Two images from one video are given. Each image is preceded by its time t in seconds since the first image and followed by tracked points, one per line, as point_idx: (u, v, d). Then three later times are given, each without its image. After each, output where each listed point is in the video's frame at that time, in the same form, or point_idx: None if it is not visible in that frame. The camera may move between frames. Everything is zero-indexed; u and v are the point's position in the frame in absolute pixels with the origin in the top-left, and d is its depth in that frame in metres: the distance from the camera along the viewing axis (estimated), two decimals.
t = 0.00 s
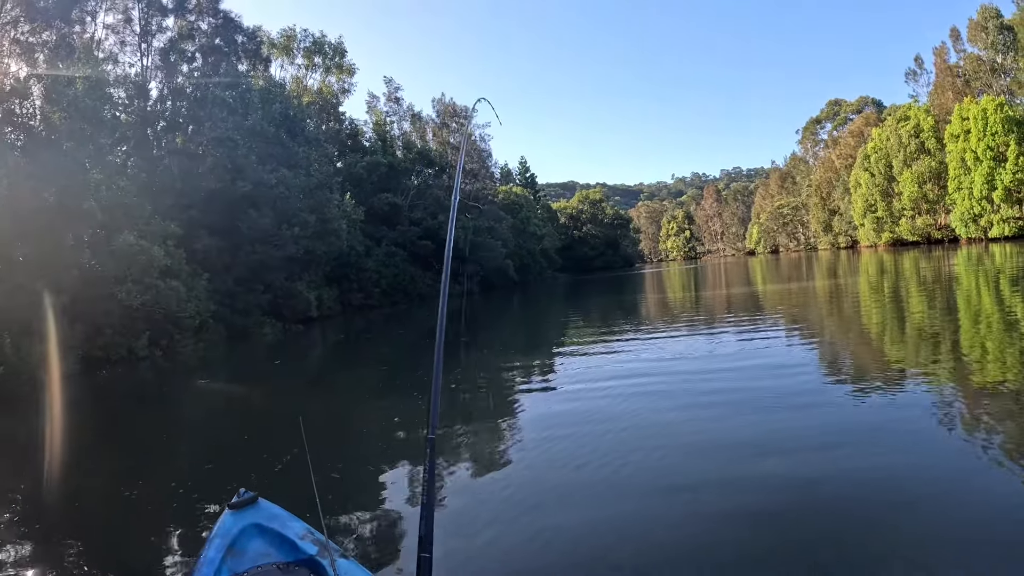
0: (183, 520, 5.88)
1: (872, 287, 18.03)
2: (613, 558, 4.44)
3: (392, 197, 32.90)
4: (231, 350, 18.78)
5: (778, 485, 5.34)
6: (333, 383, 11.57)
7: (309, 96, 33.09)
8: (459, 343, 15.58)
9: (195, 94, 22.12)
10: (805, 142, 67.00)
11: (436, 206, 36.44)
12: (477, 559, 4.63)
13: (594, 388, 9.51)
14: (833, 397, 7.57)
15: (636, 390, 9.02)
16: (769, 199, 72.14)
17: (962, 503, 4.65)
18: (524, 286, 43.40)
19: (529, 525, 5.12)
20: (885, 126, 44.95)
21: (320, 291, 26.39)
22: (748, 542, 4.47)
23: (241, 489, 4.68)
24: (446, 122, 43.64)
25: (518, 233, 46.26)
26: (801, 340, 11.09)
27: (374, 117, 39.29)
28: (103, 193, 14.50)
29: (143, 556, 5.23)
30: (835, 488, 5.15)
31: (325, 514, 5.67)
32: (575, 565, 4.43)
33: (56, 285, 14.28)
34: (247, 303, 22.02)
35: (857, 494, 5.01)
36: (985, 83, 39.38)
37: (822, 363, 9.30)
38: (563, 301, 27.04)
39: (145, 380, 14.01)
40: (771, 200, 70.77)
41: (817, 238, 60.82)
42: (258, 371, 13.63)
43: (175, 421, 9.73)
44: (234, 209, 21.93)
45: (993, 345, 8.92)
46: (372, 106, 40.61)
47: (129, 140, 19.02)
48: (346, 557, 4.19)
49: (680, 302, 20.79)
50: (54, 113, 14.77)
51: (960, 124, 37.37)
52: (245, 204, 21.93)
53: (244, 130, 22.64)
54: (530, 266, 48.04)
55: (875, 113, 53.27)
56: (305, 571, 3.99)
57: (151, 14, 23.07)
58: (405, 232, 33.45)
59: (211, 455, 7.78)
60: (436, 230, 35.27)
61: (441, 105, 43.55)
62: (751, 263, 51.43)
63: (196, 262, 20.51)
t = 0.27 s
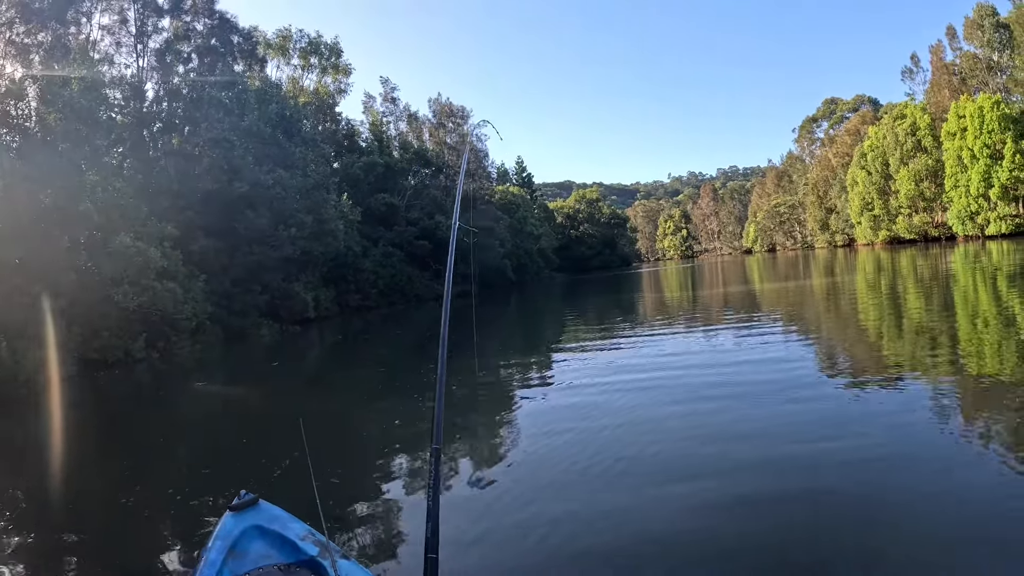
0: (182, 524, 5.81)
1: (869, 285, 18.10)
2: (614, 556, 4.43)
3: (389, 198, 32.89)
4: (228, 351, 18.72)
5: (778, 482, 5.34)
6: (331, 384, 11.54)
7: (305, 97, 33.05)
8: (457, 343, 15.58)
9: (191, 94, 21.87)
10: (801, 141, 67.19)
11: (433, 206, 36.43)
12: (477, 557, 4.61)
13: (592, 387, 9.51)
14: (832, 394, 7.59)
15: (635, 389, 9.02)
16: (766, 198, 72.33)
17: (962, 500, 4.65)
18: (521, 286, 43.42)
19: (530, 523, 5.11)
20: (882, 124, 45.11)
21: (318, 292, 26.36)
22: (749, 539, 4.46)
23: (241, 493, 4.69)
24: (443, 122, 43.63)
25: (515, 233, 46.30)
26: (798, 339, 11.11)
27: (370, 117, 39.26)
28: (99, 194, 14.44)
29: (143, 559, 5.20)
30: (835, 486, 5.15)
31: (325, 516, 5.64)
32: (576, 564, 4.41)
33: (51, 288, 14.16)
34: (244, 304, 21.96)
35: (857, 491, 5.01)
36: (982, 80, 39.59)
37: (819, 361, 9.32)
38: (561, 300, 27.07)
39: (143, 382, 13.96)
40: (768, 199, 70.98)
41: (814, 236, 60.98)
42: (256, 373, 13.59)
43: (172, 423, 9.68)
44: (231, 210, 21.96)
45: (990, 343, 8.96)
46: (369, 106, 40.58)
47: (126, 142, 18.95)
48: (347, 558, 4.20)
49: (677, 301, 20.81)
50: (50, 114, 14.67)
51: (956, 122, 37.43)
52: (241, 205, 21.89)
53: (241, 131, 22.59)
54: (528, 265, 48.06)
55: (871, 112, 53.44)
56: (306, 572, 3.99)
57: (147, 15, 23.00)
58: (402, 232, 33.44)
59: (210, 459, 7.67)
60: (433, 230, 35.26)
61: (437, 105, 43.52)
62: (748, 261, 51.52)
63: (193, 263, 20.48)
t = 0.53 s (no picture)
0: (178, 532, 5.71)
1: (864, 282, 18.22)
2: (616, 560, 4.39)
3: (382, 198, 32.83)
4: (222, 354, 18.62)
5: (777, 482, 5.32)
6: (326, 386, 11.49)
7: (298, 97, 32.95)
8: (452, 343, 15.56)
9: (183, 95, 21.64)
10: (794, 139, 67.48)
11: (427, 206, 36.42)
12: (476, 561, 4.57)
13: (589, 387, 9.52)
14: (828, 392, 7.60)
15: (631, 388, 9.02)
16: (759, 195, 72.65)
17: (963, 499, 4.64)
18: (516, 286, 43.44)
19: (529, 525, 5.07)
20: (874, 121, 45.38)
21: (312, 292, 26.26)
22: (750, 541, 4.44)
23: (238, 493, 4.68)
24: (436, 121, 43.59)
25: (509, 232, 46.31)
26: (794, 336, 11.14)
27: (363, 117, 39.19)
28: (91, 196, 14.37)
29: (137, 564, 5.15)
30: (835, 485, 5.13)
31: (322, 521, 5.57)
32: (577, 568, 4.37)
33: (44, 292, 14.16)
34: (238, 307, 21.83)
35: (857, 490, 4.99)
36: (974, 77, 39.88)
37: (814, 358, 9.36)
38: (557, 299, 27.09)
39: (136, 386, 13.87)
40: (761, 197, 71.30)
41: (807, 233, 61.27)
42: (250, 376, 13.50)
43: (165, 427, 9.61)
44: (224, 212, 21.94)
45: (985, 338, 9.00)
46: (362, 107, 40.50)
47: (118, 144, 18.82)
48: (344, 559, 4.16)
49: (671, 299, 20.88)
50: (41, 116, 14.47)
51: (949, 118, 37.77)
52: (234, 206, 21.80)
53: (233, 132, 22.49)
54: (522, 265, 48.08)
55: (863, 109, 53.75)
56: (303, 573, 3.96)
57: (138, 15, 22.84)
58: (395, 232, 33.36)
59: (206, 465, 7.55)
60: (426, 230, 35.20)
61: (430, 104, 43.44)
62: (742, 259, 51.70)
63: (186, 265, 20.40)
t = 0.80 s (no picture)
0: (175, 537, 5.64)
1: (858, 280, 18.30)
2: (615, 560, 4.35)
3: (377, 198, 32.78)
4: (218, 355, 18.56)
5: (777, 480, 5.30)
6: (322, 386, 11.46)
7: (293, 97, 32.87)
8: (448, 343, 15.55)
9: (177, 95, 21.52)
10: (789, 137, 67.72)
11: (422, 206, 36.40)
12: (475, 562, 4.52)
13: (585, 385, 9.51)
14: (824, 389, 7.62)
15: (628, 386, 9.03)
16: (754, 194, 72.88)
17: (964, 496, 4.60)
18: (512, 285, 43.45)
19: (530, 525, 5.02)
20: (869, 120, 45.57)
21: (307, 293, 26.20)
22: (749, 540, 4.40)
23: (236, 493, 4.64)
24: (431, 121, 43.55)
25: (505, 232, 46.33)
26: (790, 334, 11.15)
27: (358, 117, 39.13)
28: (86, 197, 14.45)
29: (133, 568, 5.12)
30: (835, 482, 5.10)
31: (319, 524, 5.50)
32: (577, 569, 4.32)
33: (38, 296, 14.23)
34: (233, 307, 21.72)
35: (858, 488, 4.96)
36: (968, 75, 40.14)
37: (810, 356, 9.38)
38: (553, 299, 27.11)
39: (132, 388, 13.81)
40: (756, 195, 71.54)
41: (802, 231, 61.48)
42: (246, 377, 13.45)
43: (161, 430, 9.57)
44: (219, 213, 21.92)
45: (980, 335, 9.03)
46: (357, 106, 40.43)
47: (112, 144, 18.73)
48: (342, 559, 4.15)
49: (667, 298, 20.93)
50: (34, 117, 14.23)
51: (944, 116, 37.98)
52: (229, 206, 21.72)
53: (228, 132, 22.42)
54: (518, 264, 48.10)
55: (858, 108, 53.97)
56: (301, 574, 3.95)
57: (133, 16, 22.75)
58: (391, 232, 33.31)
59: (203, 469, 7.46)
60: (422, 230, 35.15)
61: (425, 104, 43.41)
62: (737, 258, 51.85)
63: (181, 265, 20.38)
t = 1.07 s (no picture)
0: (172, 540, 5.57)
1: (854, 278, 18.35)
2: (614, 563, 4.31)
3: (372, 198, 32.69)
4: (213, 357, 18.45)
5: (776, 481, 5.28)
6: (318, 388, 11.39)
7: (287, 97, 32.74)
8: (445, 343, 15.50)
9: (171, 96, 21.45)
10: (783, 136, 68.02)
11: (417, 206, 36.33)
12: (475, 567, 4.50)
13: (582, 385, 9.49)
14: (822, 389, 7.61)
15: (625, 386, 9.00)
16: (748, 193, 73.10)
17: (962, 497, 4.58)
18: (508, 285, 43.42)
19: (531, 529, 4.99)
20: (863, 118, 45.77)
21: (302, 294, 26.09)
22: (748, 542, 4.38)
23: (235, 495, 4.66)
24: (425, 121, 43.48)
25: (500, 231, 46.32)
26: (785, 333, 11.17)
27: (352, 117, 39.04)
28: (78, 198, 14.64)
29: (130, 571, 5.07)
30: (835, 485, 5.06)
31: (315, 527, 5.46)
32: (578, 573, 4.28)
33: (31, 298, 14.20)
34: (228, 309, 21.60)
35: (858, 489, 4.94)
36: (962, 73, 40.38)
37: (806, 355, 9.37)
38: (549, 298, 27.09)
39: (127, 391, 13.70)
40: (751, 194, 71.77)
41: (797, 230, 61.71)
42: (241, 378, 13.37)
43: (157, 432, 9.49)
44: (213, 213, 21.83)
45: (977, 333, 9.05)
46: (351, 106, 40.34)
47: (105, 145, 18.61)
48: (342, 560, 4.12)
49: (662, 297, 20.95)
50: (26, 116, 14.18)
51: (939, 114, 38.14)
52: (223, 207, 21.61)
53: (222, 132, 22.32)
54: (513, 263, 48.08)
55: (852, 106, 54.18)
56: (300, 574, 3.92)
57: (126, 16, 22.61)
58: (386, 232, 33.22)
59: (201, 471, 7.40)
60: (417, 230, 35.08)
61: (420, 104, 43.36)
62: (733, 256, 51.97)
63: (175, 266, 20.28)
